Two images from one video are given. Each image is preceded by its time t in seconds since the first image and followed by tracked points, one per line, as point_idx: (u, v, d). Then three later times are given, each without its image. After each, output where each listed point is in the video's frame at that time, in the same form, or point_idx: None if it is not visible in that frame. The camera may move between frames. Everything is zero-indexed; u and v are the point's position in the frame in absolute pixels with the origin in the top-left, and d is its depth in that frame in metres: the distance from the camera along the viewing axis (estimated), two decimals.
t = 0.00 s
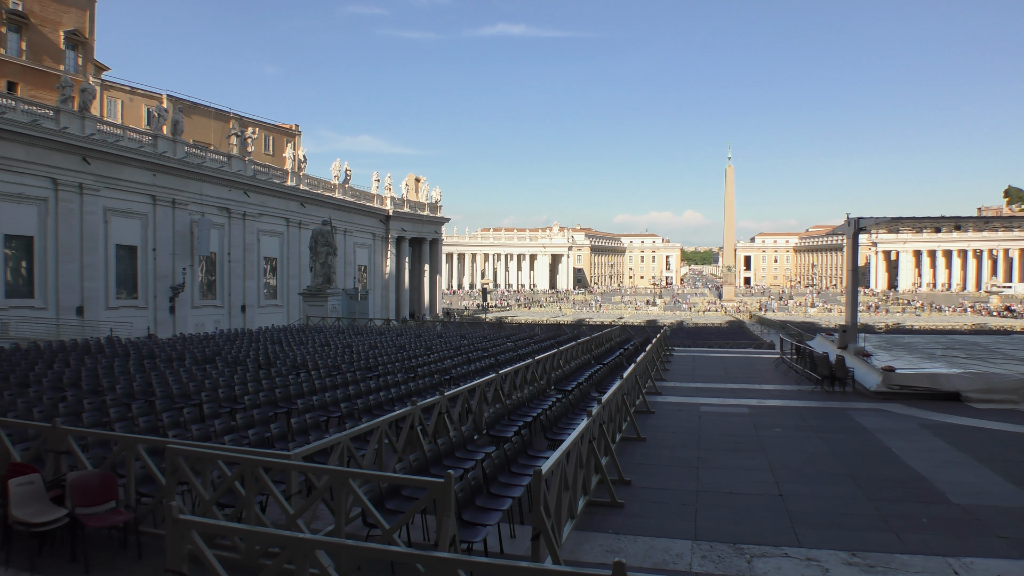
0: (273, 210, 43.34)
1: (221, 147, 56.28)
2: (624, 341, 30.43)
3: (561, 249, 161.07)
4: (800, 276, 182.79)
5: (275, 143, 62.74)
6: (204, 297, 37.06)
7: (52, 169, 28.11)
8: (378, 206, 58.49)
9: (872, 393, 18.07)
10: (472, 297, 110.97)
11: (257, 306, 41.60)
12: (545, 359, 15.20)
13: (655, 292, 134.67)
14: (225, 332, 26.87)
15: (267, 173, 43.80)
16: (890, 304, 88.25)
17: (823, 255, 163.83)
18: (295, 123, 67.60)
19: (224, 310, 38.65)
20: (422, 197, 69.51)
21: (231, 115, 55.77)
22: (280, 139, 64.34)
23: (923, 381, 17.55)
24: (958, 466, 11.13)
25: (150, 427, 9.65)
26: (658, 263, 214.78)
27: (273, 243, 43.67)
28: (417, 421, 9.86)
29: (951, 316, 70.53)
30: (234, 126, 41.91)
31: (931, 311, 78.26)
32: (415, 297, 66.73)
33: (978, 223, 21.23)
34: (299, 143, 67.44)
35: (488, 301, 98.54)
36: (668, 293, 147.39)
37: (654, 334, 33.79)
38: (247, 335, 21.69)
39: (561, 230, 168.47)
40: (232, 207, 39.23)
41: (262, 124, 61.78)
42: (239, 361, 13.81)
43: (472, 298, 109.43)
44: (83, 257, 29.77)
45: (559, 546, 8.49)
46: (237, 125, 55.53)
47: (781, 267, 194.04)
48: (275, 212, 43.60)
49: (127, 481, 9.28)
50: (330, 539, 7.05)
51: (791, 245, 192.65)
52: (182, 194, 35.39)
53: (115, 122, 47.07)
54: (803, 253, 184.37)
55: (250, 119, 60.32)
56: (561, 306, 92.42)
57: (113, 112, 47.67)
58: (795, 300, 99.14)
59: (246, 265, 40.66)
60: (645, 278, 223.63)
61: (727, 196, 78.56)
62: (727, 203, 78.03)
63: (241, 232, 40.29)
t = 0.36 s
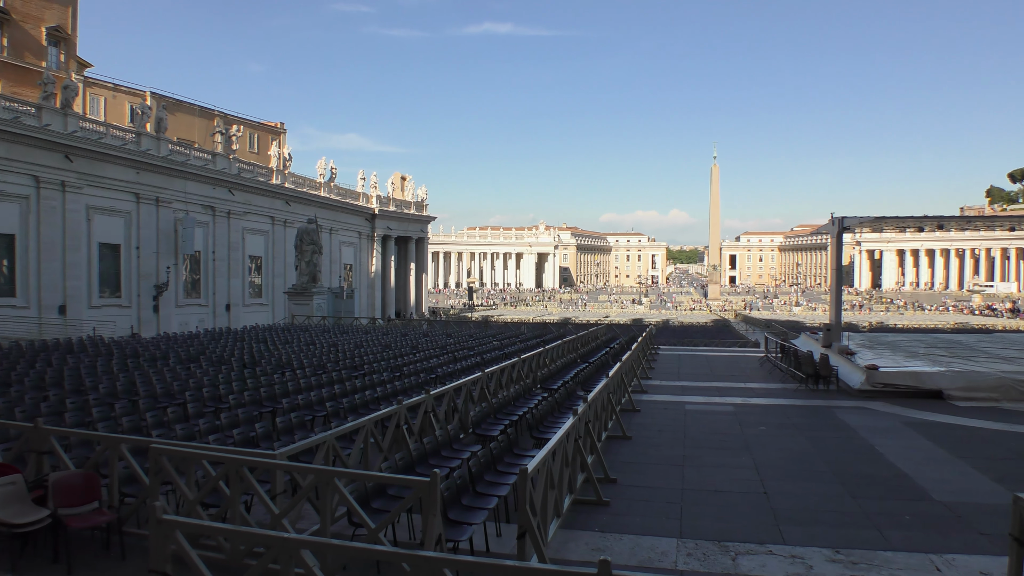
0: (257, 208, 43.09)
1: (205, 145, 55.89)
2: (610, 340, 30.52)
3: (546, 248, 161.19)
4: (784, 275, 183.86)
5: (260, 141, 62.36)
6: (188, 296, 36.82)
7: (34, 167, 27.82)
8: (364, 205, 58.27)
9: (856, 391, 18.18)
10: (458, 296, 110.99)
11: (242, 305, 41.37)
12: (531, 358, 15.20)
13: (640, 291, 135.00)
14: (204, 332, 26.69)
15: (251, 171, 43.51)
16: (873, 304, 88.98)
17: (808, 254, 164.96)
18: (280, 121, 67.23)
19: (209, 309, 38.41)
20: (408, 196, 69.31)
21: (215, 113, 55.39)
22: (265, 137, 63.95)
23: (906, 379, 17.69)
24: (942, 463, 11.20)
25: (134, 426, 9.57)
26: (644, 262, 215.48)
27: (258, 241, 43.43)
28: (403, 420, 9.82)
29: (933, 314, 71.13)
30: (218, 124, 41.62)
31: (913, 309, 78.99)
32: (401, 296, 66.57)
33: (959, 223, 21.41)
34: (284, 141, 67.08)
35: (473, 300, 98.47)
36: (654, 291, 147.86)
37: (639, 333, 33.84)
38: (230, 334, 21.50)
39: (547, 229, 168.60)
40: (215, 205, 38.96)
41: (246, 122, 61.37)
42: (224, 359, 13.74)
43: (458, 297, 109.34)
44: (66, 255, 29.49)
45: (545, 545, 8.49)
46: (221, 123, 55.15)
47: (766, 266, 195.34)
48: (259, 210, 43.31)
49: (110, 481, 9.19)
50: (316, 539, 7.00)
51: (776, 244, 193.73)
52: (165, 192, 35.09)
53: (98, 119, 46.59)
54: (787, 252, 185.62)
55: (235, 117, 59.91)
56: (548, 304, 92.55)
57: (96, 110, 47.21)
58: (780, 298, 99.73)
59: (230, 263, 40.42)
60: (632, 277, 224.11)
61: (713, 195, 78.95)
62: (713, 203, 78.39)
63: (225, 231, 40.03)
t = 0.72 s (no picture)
0: (243, 207, 42.84)
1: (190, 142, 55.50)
2: (596, 339, 30.57)
3: (532, 246, 161.22)
4: (770, 273, 184.87)
5: (246, 139, 62.02)
6: (173, 294, 36.56)
7: (16, 165, 27.55)
8: (350, 203, 58.07)
9: (840, 389, 18.29)
10: (444, 295, 110.87)
11: (227, 304, 41.11)
12: (518, 356, 15.18)
13: (627, 290, 135.24)
14: (184, 331, 26.54)
15: (235, 169, 43.24)
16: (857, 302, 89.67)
17: (793, 252, 165.91)
18: (266, 119, 66.86)
19: (193, 308, 38.15)
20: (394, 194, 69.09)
21: (200, 110, 55.02)
22: (250, 135, 63.60)
23: (889, 377, 17.81)
24: (924, 460, 11.30)
25: (118, 426, 9.49)
26: (630, 261, 216.03)
27: (243, 239, 43.18)
28: (389, 419, 9.79)
29: (917, 313, 71.67)
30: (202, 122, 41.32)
31: (897, 308, 79.69)
32: (387, 295, 66.39)
33: (942, 222, 21.56)
34: (270, 139, 66.75)
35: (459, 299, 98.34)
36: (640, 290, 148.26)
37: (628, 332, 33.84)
38: (214, 333, 21.40)
39: (534, 228, 168.67)
40: (200, 203, 38.69)
41: (231, 120, 61.00)
42: (208, 359, 13.64)
43: (444, 296, 109.18)
44: (48, 253, 29.24)
45: (531, 543, 8.48)
46: (206, 120, 54.78)
47: (751, 265, 196.57)
48: (244, 208, 43.06)
49: (93, 481, 9.12)
50: (301, 538, 6.95)
51: (762, 243, 194.74)
52: (149, 189, 34.81)
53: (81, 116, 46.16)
54: (773, 251, 186.65)
55: (220, 114, 59.54)
56: (534, 303, 92.66)
57: (79, 107, 46.77)
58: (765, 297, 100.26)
59: (215, 262, 40.18)
60: (618, 276, 224.36)
61: (699, 195, 79.29)
62: (698, 202, 78.76)
63: (210, 229, 39.78)
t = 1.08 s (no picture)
0: (228, 205, 42.61)
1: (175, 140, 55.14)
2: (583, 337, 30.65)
3: (519, 245, 161.15)
4: (756, 272, 185.86)
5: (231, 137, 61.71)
6: (158, 293, 36.31)
7: None
8: (336, 202, 57.87)
9: (825, 387, 18.41)
10: (431, 293, 110.75)
11: (212, 303, 40.86)
12: (504, 355, 15.18)
13: (613, 288, 135.57)
14: (164, 331, 26.42)
15: (221, 168, 42.99)
16: (841, 301, 90.36)
17: (779, 251, 166.79)
18: (252, 117, 66.52)
19: (179, 307, 37.88)
20: (381, 193, 68.91)
21: (185, 108, 54.69)
22: (236, 133, 63.28)
23: (874, 375, 17.93)
24: (909, 458, 11.38)
25: (102, 426, 9.42)
26: (617, 260, 216.46)
27: (229, 238, 42.94)
28: (375, 418, 9.76)
29: (900, 312, 72.33)
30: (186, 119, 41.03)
31: (880, 306, 80.31)
32: (374, 294, 66.21)
33: (926, 222, 21.70)
34: (256, 137, 66.44)
35: (444, 298, 98.15)
36: (626, 289, 148.56)
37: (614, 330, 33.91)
38: (196, 333, 21.26)
39: (522, 227, 168.77)
40: (185, 202, 38.45)
41: (217, 118, 60.67)
42: (193, 358, 13.56)
43: (431, 295, 109.03)
44: (31, 252, 28.98)
45: (517, 542, 8.48)
46: (191, 118, 54.45)
47: (737, 263, 197.66)
48: (229, 207, 42.82)
49: (77, 481, 9.03)
50: (287, 538, 6.91)
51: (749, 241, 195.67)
52: (134, 188, 34.55)
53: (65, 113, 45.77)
54: (759, 250, 187.66)
55: (205, 112, 59.22)
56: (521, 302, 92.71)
57: (62, 104, 46.36)
58: (751, 296, 100.78)
59: (200, 260, 39.95)
60: (605, 274, 224.80)
61: (686, 194, 79.62)
62: (685, 201, 79.08)
63: (195, 227, 39.54)
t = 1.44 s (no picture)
0: (213, 203, 42.38)
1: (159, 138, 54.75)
2: (570, 336, 30.70)
3: (506, 244, 160.93)
4: (742, 271, 186.69)
5: (217, 135, 61.40)
6: (142, 292, 36.04)
7: None
8: (322, 200, 57.64)
9: (811, 385, 18.49)
10: (417, 292, 110.56)
11: (198, 302, 40.64)
12: (491, 354, 15.17)
13: (600, 287, 135.74)
14: (143, 330, 26.21)
15: (206, 166, 42.76)
16: (826, 300, 90.93)
17: (765, 250, 167.65)
18: (238, 115, 66.17)
19: (164, 306, 37.64)
20: (367, 192, 68.71)
21: (170, 106, 54.35)
22: (221, 131, 62.97)
23: (859, 373, 18.02)
24: (894, 455, 11.45)
25: (86, 426, 9.34)
26: (604, 258, 216.83)
27: (214, 237, 42.73)
28: (362, 417, 9.74)
29: (884, 310, 72.88)
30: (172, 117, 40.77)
31: (864, 305, 80.93)
32: (361, 293, 66.00)
33: (910, 220, 21.83)
34: (241, 135, 66.13)
35: (430, 297, 98.05)
36: (613, 288, 148.83)
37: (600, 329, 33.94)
38: (178, 332, 21.10)
39: (509, 225, 168.80)
40: (170, 200, 38.22)
41: (202, 116, 60.33)
42: (178, 357, 13.50)
43: (418, 293, 108.77)
44: (14, 251, 28.73)
45: (505, 540, 8.48)
46: (176, 116, 54.08)
47: (724, 262, 198.58)
48: (215, 205, 42.60)
49: (61, 481, 8.95)
50: (274, 537, 6.86)
51: (735, 240, 196.59)
52: (118, 186, 34.29)
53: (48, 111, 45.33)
54: (745, 249, 188.54)
55: (190, 110, 58.88)
56: (507, 301, 92.73)
57: (45, 101, 45.94)
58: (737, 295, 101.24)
59: (185, 259, 39.74)
60: (590, 274, 224.44)
61: (672, 193, 79.93)
62: (671, 200, 79.35)
63: (180, 226, 39.33)
